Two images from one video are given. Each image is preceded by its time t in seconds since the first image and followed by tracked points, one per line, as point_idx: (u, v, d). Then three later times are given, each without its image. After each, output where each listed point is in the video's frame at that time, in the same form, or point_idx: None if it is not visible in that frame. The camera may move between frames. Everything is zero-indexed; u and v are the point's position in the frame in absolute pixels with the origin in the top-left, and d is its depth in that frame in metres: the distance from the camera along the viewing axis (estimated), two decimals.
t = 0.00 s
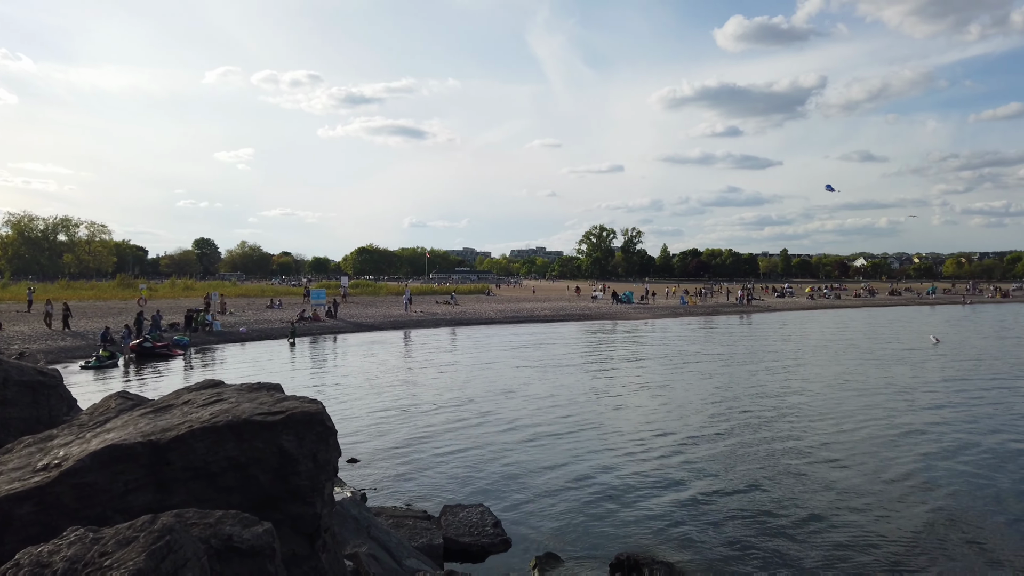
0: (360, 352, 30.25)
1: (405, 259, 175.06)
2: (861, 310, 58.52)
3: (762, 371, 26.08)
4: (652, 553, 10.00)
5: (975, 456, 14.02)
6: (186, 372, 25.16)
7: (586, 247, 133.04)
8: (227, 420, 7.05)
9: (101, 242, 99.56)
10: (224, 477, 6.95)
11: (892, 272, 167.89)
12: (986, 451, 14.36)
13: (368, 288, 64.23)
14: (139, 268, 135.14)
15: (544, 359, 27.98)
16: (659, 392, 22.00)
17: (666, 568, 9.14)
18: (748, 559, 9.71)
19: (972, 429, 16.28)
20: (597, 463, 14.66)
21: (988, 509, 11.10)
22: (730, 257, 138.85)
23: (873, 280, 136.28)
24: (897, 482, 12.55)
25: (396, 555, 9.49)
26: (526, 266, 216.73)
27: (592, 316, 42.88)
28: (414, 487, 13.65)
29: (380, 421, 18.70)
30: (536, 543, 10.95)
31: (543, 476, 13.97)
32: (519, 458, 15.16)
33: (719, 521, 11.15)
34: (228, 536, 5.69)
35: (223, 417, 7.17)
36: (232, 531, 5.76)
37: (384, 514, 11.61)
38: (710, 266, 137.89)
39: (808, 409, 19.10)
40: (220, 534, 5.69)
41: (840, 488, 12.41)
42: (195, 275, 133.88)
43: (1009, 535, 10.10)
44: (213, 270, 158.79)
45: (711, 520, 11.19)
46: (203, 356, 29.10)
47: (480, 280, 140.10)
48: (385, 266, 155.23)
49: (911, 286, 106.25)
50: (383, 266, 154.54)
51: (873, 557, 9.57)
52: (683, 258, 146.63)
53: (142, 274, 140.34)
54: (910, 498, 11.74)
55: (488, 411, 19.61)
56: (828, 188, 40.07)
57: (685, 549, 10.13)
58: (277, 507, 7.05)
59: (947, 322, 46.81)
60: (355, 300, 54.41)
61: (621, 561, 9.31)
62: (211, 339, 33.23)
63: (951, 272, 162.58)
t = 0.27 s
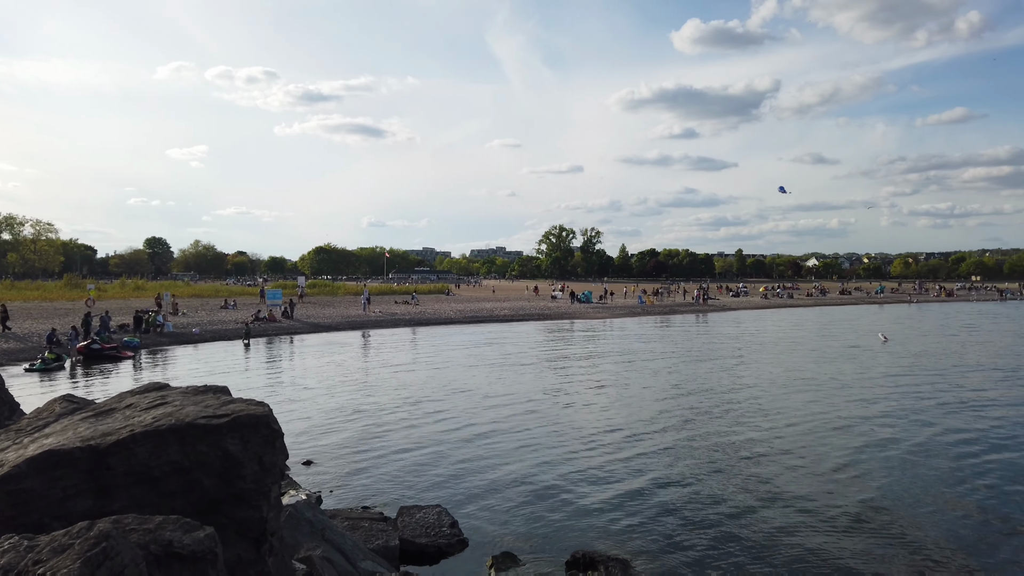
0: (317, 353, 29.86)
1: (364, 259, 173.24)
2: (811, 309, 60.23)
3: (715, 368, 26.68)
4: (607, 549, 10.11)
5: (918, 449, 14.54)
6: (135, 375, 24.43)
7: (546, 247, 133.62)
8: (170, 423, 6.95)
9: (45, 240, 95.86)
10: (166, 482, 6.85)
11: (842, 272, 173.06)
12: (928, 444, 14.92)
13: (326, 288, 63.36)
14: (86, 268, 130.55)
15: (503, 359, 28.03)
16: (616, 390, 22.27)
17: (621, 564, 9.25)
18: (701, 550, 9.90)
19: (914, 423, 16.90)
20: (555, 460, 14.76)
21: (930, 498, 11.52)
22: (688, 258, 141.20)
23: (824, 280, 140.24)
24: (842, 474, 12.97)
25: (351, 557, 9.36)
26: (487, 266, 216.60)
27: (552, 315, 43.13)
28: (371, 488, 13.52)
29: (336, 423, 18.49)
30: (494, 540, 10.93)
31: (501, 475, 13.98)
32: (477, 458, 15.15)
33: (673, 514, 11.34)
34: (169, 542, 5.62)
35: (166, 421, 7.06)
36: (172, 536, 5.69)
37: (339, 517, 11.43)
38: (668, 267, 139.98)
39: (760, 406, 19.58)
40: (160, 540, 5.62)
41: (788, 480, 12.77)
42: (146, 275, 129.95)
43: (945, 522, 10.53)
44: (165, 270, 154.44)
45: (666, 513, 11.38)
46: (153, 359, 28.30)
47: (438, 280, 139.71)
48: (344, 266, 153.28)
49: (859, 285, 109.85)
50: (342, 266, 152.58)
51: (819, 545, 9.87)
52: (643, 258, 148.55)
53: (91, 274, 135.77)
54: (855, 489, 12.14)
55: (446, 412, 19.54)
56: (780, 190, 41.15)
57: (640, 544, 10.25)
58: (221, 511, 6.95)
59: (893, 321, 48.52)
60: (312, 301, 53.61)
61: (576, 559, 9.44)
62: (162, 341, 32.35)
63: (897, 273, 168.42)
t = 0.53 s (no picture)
0: (268, 354, 29.34)
1: (320, 258, 170.60)
2: (760, 308, 61.96)
3: (667, 367, 27.17)
4: (561, 546, 10.22)
5: (858, 442, 15.11)
6: (77, 378, 23.59)
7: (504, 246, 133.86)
8: (108, 429, 6.84)
9: None
10: (103, 488, 6.75)
11: (790, 271, 178.21)
12: (868, 437, 15.52)
13: (279, 288, 62.21)
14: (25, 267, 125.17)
15: (459, 359, 28.03)
16: (570, 389, 22.51)
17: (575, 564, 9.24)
18: (652, 544, 10.09)
19: (855, 418, 17.55)
20: (510, 459, 14.82)
21: (869, 490, 11.97)
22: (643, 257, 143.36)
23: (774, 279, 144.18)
24: (788, 468, 13.38)
25: (302, 561, 9.16)
26: (445, 265, 215.80)
27: (508, 315, 43.29)
28: (324, 490, 13.36)
29: (289, 425, 18.21)
30: (448, 539, 10.92)
31: (456, 474, 13.98)
32: (432, 458, 15.12)
33: (626, 509, 11.52)
34: (103, 550, 5.53)
35: (103, 426, 6.94)
36: (106, 544, 5.61)
37: (290, 520, 11.08)
38: (623, 266, 141.91)
39: (710, 403, 20.06)
40: (94, 548, 5.53)
41: (736, 474, 13.12)
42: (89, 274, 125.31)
43: (884, 512, 10.96)
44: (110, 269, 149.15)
45: (618, 508, 11.55)
46: (96, 361, 27.36)
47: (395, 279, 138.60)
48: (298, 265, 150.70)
49: (806, 285, 113.43)
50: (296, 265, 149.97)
51: (766, 537, 10.16)
52: (599, 258, 150.21)
53: (30, 272, 130.36)
54: (799, 482, 12.54)
55: (401, 412, 19.44)
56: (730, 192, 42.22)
57: (592, 539, 10.38)
58: (160, 518, 6.85)
59: (837, 319, 50.26)
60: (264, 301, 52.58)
61: (530, 558, 9.36)
62: (106, 343, 31.32)
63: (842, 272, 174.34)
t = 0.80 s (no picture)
0: (222, 355, 28.72)
1: (276, 257, 167.39)
2: (714, 307, 63.31)
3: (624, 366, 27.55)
4: (518, 543, 10.27)
5: (808, 438, 15.56)
6: (19, 381, 22.70)
7: (463, 246, 133.55)
8: (48, 433, 6.71)
9: None
10: (45, 493, 6.66)
11: (745, 271, 182.24)
12: (816, 433, 16.03)
13: (233, 288, 60.86)
14: None
15: (418, 360, 27.91)
16: (528, 388, 22.63)
17: (531, 562, 9.10)
18: (607, 539, 10.24)
19: (804, 414, 18.09)
20: (469, 458, 14.83)
21: (817, 484, 12.33)
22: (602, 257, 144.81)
23: (728, 279, 147.27)
24: (739, 463, 13.73)
25: (255, 565, 9.03)
26: (404, 265, 214.29)
27: (468, 315, 43.26)
28: (280, 491, 13.16)
29: (243, 427, 17.87)
30: (406, 539, 10.87)
31: (414, 473, 13.93)
32: (390, 458, 15.03)
33: (582, 505, 11.66)
34: (42, 556, 5.42)
35: (43, 430, 6.81)
36: (47, 548, 5.52)
37: (243, 524, 10.91)
38: (582, 266, 143.06)
39: (668, 401, 20.43)
40: (33, 554, 5.42)
41: (689, 469, 13.40)
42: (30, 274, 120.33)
43: (832, 502, 11.34)
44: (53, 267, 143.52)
45: (574, 504, 11.68)
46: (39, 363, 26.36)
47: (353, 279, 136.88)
48: (253, 265, 147.44)
49: (759, 285, 116.19)
50: (251, 264, 146.76)
51: (717, 529, 10.40)
52: (559, 258, 151.19)
53: None
54: (751, 477, 12.88)
55: (360, 413, 19.26)
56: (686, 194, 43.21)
57: (550, 536, 10.47)
58: (103, 523, 6.70)
59: (788, 318, 51.69)
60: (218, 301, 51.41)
61: (487, 557, 9.13)
62: (50, 345, 30.21)
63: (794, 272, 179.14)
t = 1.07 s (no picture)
0: (178, 356, 28.07)
1: (235, 256, 164.14)
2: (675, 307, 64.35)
3: (586, 365, 27.81)
4: (479, 542, 10.33)
5: (763, 435, 15.96)
6: None
7: (427, 245, 132.91)
8: None
9: None
10: None
11: (706, 271, 185.30)
12: (771, 430, 16.44)
13: (189, 288, 59.51)
14: None
15: (380, 360, 27.74)
16: (490, 388, 22.69)
17: (491, 561, 9.17)
18: (567, 535, 10.36)
19: (760, 412, 18.55)
20: (431, 458, 14.83)
21: (771, 478, 12.66)
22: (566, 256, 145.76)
23: (690, 279, 149.67)
24: (697, 459, 14.00)
25: (210, 569, 8.92)
26: (367, 264, 212.17)
27: (431, 315, 43.16)
28: (237, 494, 12.97)
29: (200, 430, 17.53)
30: (366, 540, 10.83)
31: (376, 475, 13.87)
32: (351, 459, 14.93)
33: (543, 503, 11.77)
34: None
35: None
36: None
37: (199, 528, 10.75)
38: (547, 266, 143.73)
39: (629, 400, 20.72)
40: None
41: (648, 467, 13.62)
42: None
43: (785, 497, 11.66)
44: None
45: (536, 502, 11.79)
46: None
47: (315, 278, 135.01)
48: (211, 264, 144.14)
49: (719, 285, 118.41)
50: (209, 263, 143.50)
51: (675, 524, 10.61)
52: (523, 258, 151.63)
53: None
54: (708, 473, 13.14)
55: (321, 414, 19.08)
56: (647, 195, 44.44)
57: (511, 534, 10.55)
58: (48, 529, 6.61)
59: (746, 318, 52.89)
60: (174, 301, 50.22)
61: (447, 557, 9.17)
62: None
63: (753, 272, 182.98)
